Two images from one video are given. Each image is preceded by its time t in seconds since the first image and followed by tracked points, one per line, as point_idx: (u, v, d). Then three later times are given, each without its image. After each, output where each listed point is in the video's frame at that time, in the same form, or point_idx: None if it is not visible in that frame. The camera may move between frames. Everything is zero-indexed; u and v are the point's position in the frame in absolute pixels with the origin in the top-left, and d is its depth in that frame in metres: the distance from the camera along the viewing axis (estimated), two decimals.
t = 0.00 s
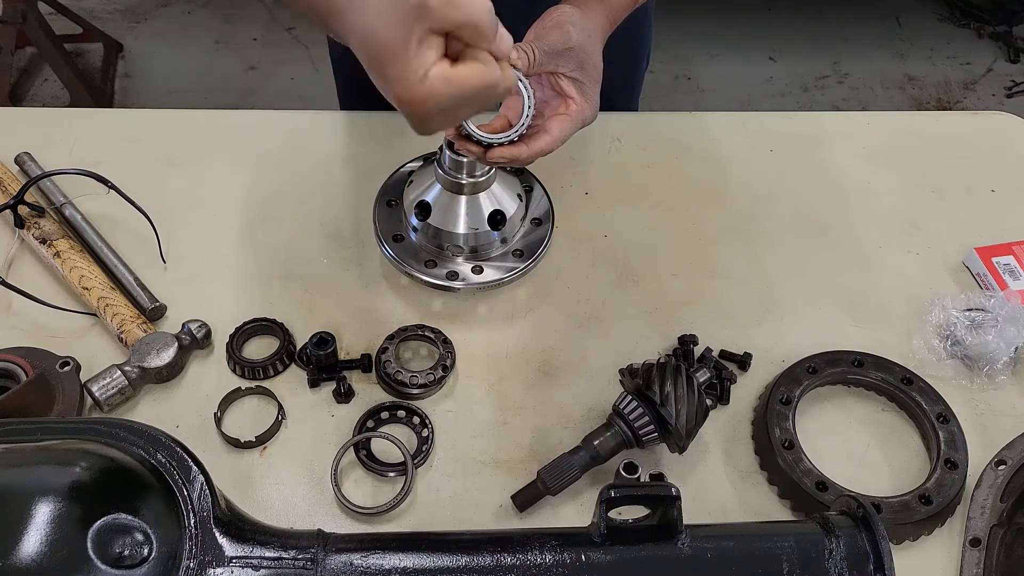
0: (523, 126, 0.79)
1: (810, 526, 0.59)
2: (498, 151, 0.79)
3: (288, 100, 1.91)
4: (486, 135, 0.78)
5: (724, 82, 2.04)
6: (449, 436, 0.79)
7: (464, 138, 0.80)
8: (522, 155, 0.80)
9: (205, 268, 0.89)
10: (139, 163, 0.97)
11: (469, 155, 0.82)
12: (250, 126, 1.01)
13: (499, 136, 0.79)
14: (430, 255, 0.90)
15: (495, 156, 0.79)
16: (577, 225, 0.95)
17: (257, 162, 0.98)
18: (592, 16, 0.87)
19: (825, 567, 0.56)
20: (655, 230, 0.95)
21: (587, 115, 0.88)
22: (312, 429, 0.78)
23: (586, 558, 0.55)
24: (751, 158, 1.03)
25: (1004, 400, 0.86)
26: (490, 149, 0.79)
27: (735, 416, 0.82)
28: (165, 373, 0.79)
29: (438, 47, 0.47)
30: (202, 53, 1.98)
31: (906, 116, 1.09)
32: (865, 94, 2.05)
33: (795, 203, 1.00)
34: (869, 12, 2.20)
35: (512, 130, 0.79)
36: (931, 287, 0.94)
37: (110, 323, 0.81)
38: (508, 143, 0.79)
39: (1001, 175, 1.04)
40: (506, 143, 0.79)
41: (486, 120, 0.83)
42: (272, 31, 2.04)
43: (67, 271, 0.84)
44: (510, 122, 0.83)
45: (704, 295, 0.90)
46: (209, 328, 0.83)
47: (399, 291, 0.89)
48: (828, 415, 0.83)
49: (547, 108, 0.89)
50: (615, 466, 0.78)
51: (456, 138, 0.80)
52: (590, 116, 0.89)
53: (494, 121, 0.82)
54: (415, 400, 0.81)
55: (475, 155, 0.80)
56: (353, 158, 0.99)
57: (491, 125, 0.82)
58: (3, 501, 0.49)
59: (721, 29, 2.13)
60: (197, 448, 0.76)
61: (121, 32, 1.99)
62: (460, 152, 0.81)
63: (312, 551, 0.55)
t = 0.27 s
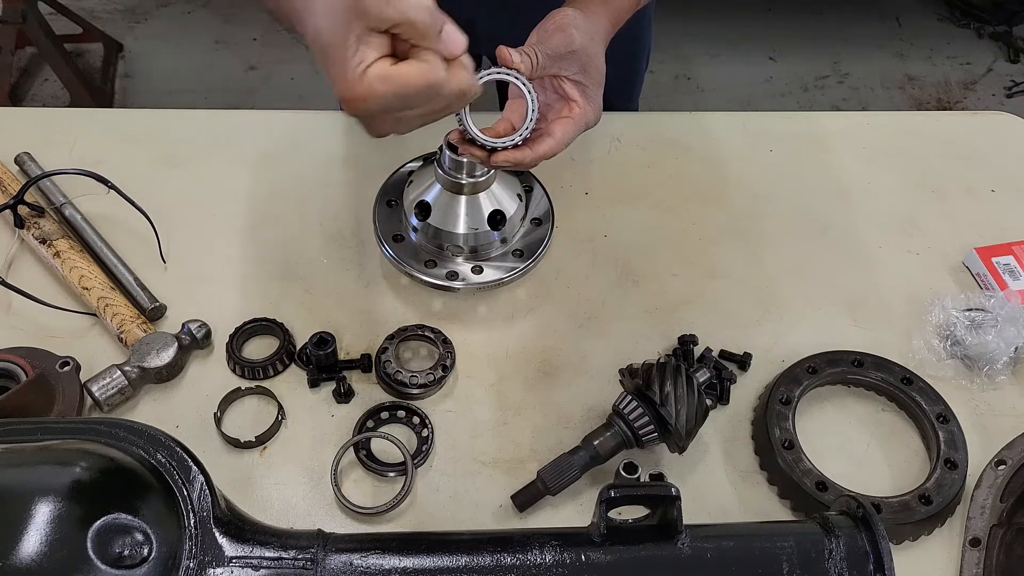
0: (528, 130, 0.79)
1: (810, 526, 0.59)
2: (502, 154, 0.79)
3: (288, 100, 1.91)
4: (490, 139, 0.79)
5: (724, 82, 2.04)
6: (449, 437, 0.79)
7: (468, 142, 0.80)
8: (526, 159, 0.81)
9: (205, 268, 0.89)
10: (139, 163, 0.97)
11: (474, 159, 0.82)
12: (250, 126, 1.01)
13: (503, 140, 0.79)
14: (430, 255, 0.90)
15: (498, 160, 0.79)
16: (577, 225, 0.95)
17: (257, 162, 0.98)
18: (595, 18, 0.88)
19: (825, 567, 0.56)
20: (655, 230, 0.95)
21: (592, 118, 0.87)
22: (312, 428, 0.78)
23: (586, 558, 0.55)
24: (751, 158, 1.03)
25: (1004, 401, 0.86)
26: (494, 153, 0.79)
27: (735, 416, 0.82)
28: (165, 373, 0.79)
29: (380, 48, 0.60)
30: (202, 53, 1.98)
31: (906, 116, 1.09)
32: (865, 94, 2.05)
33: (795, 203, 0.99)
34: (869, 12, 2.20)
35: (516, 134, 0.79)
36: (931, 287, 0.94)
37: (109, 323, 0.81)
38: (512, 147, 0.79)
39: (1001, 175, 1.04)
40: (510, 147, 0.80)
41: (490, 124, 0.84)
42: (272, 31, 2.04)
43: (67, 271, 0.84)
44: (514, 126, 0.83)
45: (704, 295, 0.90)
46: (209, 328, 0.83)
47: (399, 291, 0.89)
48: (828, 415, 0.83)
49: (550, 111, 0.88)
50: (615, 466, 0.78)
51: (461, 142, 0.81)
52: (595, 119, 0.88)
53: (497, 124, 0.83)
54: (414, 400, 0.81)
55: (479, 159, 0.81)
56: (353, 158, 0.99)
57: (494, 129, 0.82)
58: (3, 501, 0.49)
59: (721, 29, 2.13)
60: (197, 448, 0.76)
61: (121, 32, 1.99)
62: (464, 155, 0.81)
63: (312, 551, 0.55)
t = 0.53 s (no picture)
0: (536, 132, 0.78)
1: (810, 526, 0.59)
2: (510, 156, 0.78)
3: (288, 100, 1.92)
4: (499, 141, 0.77)
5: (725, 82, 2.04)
6: (449, 436, 0.79)
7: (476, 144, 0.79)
8: (535, 160, 0.80)
9: (206, 268, 0.89)
10: (139, 163, 0.97)
11: (481, 161, 0.81)
12: (250, 126, 1.01)
13: (511, 142, 0.78)
14: (430, 255, 0.90)
15: (507, 161, 0.79)
16: (577, 225, 0.95)
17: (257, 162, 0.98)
18: (602, 19, 0.87)
19: (824, 567, 0.56)
20: (655, 230, 0.95)
21: (598, 118, 0.88)
22: (312, 428, 0.78)
23: (586, 558, 0.55)
24: (751, 158, 1.03)
25: (1004, 401, 0.86)
26: (503, 155, 0.78)
27: (735, 416, 0.82)
28: (165, 373, 0.79)
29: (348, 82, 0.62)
30: (202, 53, 1.98)
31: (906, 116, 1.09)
32: (865, 94, 2.05)
33: (795, 203, 1.00)
34: (869, 12, 2.20)
35: (524, 136, 0.79)
36: (931, 287, 0.94)
37: (109, 323, 0.81)
38: (520, 149, 0.79)
39: (1001, 175, 1.04)
40: (518, 149, 0.79)
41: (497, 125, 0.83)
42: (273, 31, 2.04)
43: (66, 271, 0.84)
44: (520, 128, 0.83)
45: (704, 295, 0.90)
46: (209, 328, 0.83)
47: (399, 291, 0.89)
48: (828, 415, 0.83)
49: (558, 113, 0.89)
50: (615, 466, 0.78)
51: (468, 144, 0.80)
52: (601, 119, 0.89)
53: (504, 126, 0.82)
54: (414, 400, 0.81)
55: (487, 161, 0.79)
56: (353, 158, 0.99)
57: (502, 131, 0.81)
58: (3, 501, 0.49)
59: (721, 29, 2.13)
60: (197, 448, 0.76)
61: (121, 32, 1.99)
62: (470, 156, 0.81)
63: (312, 551, 0.55)
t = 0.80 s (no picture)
0: (524, 127, 0.78)
1: (810, 526, 0.59)
2: (498, 151, 0.79)
3: (288, 100, 1.91)
4: (486, 136, 0.78)
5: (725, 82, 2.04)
6: (449, 436, 0.79)
7: (463, 139, 0.79)
8: (523, 156, 0.80)
9: (206, 268, 0.89)
10: (139, 163, 0.97)
11: (469, 156, 0.81)
12: (250, 126, 1.01)
13: (499, 137, 0.78)
14: (430, 255, 0.90)
15: (494, 156, 0.79)
16: (577, 225, 0.95)
17: (257, 162, 0.98)
18: (593, 17, 0.88)
19: (824, 566, 0.56)
20: (655, 230, 0.95)
21: (588, 116, 0.88)
22: (313, 428, 0.78)
23: (586, 558, 0.55)
24: (751, 158, 1.03)
25: (1004, 401, 0.86)
26: (491, 150, 0.79)
27: (735, 416, 0.82)
28: (165, 373, 0.79)
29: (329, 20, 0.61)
30: (202, 53, 1.98)
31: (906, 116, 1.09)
32: (865, 94, 2.05)
33: (795, 203, 1.00)
34: (869, 12, 2.20)
35: (512, 131, 0.79)
36: (930, 287, 0.94)
37: (109, 323, 0.81)
38: (508, 144, 0.79)
39: (1001, 175, 1.04)
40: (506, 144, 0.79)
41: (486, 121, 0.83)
42: (273, 31, 2.04)
43: (66, 271, 0.84)
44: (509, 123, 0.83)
45: (704, 296, 0.90)
46: (208, 328, 0.83)
47: (399, 291, 0.89)
48: (828, 415, 0.83)
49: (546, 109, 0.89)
50: (616, 466, 0.78)
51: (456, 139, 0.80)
52: (591, 116, 0.89)
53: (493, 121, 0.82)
54: (414, 400, 0.81)
55: (475, 156, 0.80)
56: (353, 158, 0.99)
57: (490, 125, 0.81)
58: (3, 501, 0.49)
59: (721, 29, 2.13)
60: (197, 448, 0.76)
61: (121, 32, 1.99)
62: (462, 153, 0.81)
63: (312, 551, 0.55)
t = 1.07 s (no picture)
0: (538, 132, 0.79)
1: (811, 526, 0.59)
2: (513, 157, 0.79)
3: (288, 100, 1.91)
4: (501, 141, 0.78)
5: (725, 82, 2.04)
6: (449, 436, 0.79)
7: (478, 145, 0.79)
8: (537, 160, 0.80)
9: (206, 268, 0.89)
10: (139, 163, 0.97)
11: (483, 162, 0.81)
12: (250, 126, 1.01)
13: (514, 142, 0.78)
14: (430, 255, 0.90)
15: (509, 162, 0.79)
16: (577, 225, 0.95)
17: (257, 162, 0.98)
18: (602, 19, 0.87)
19: (825, 566, 0.56)
20: (655, 230, 0.95)
21: (598, 118, 0.88)
22: (313, 428, 0.78)
23: (586, 558, 0.55)
24: (751, 158, 1.03)
25: (1004, 401, 0.86)
26: (505, 155, 0.79)
27: (735, 416, 0.82)
28: (165, 373, 0.79)
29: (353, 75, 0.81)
30: (201, 53, 1.98)
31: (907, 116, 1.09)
32: (865, 94, 2.05)
33: (795, 203, 1.00)
34: (869, 11, 2.20)
35: (527, 136, 0.79)
36: (931, 287, 0.94)
37: (109, 323, 0.81)
38: (523, 149, 0.79)
39: (1001, 175, 1.04)
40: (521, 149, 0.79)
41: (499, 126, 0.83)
42: (273, 31, 2.04)
43: (66, 271, 0.84)
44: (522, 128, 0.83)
45: (704, 296, 0.90)
46: (209, 328, 0.83)
47: (399, 291, 0.89)
48: (828, 415, 0.83)
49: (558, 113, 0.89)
50: (616, 466, 0.78)
51: (471, 145, 0.80)
52: (601, 118, 0.89)
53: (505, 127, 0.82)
54: (415, 400, 0.81)
55: (489, 162, 0.80)
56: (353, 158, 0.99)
57: (503, 131, 0.82)
58: (3, 501, 0.49)
59: (721, 29, 2.13)
60: (197, 448, 0.76)
61: (121, 32, 1.99)
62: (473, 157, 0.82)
63: (312, 551, 0.55)
